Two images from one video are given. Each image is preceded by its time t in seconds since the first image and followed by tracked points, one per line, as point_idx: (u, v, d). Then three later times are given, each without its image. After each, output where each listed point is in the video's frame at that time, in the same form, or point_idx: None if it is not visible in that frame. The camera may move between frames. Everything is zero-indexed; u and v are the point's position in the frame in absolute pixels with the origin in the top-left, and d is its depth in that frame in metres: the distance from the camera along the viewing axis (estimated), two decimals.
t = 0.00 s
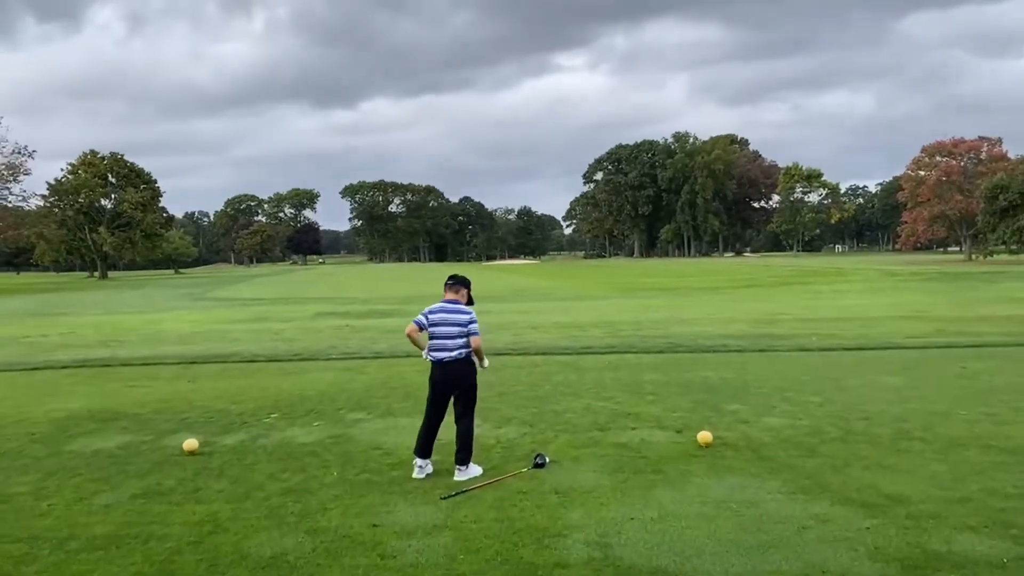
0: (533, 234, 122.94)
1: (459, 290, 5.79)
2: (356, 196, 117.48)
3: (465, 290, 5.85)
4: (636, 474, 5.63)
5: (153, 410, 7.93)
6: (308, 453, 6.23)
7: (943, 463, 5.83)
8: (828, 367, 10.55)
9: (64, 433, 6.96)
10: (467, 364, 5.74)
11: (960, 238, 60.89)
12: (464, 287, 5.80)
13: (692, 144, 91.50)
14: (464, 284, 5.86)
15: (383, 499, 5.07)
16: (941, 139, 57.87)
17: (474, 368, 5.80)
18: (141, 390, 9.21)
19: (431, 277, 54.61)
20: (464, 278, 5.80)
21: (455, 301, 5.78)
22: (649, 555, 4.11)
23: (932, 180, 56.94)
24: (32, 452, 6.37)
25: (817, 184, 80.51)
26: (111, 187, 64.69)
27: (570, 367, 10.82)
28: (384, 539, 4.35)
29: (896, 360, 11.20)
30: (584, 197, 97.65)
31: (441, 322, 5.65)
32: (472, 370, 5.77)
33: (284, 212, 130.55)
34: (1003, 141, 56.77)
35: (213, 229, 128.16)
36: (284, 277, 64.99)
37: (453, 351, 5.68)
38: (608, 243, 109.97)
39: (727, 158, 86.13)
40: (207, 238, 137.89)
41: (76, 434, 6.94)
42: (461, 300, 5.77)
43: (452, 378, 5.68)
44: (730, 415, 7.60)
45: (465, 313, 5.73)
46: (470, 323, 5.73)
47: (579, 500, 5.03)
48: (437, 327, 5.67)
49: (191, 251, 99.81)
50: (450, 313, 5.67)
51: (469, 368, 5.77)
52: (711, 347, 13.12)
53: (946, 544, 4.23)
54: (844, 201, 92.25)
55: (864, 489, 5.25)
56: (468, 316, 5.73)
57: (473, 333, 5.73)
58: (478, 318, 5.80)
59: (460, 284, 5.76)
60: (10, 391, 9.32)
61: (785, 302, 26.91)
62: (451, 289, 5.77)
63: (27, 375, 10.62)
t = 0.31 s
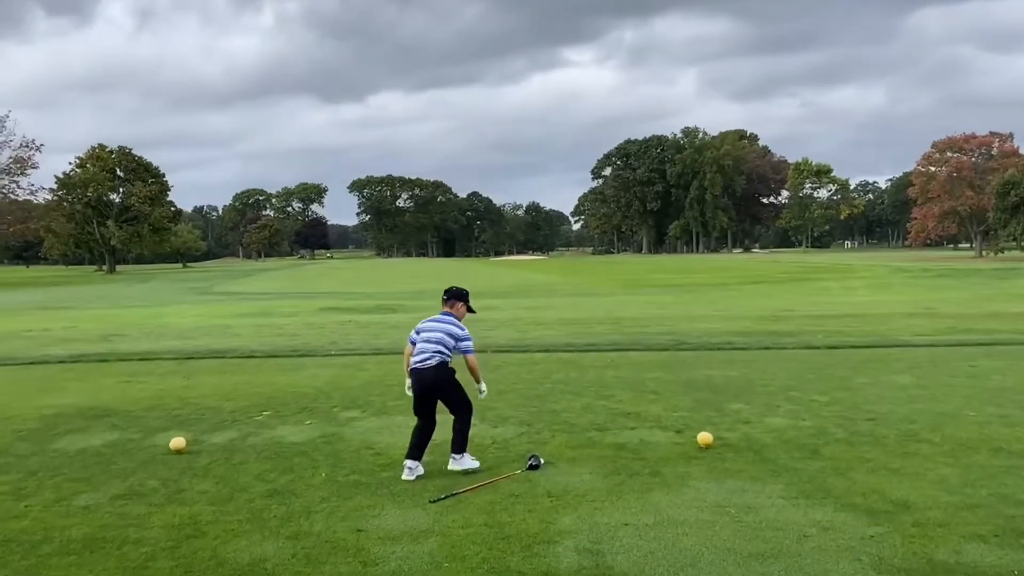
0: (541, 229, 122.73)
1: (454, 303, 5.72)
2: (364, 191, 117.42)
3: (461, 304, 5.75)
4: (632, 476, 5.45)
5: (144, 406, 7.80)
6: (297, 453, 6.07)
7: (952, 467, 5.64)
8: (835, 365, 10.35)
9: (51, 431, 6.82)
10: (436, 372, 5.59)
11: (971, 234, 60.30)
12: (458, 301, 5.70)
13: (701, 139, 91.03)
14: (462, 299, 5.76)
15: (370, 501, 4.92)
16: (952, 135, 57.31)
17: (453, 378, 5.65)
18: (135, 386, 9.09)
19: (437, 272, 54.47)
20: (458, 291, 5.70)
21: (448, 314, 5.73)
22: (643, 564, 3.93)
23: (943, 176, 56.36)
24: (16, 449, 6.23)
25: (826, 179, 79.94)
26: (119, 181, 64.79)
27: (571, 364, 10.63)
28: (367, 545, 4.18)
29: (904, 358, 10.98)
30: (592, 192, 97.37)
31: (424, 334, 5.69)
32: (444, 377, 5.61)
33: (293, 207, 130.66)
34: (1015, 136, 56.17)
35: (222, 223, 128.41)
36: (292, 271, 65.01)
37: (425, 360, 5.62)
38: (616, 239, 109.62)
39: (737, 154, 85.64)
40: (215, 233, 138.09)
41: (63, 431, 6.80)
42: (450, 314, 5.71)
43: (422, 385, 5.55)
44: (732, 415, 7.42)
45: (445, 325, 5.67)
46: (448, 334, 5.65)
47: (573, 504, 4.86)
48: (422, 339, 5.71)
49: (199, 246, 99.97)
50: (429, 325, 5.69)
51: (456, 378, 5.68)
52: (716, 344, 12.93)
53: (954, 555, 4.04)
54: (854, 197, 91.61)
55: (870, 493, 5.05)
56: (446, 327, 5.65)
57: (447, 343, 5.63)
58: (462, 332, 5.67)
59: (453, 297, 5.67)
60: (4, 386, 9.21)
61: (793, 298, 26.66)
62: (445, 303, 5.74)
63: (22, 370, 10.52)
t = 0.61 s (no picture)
0: (550, 225, 122.48)
1: (455, 341, 5.81)
2: (373, 187, 117.54)
3: (464, 343, 5.82)
4: (621, 476, 5.34)
5: (135, 402, 7.73)
6: (283, 449, 5.99)
7: (949, 468, 5.50)
8: (836, 363, 10.21)
9: (40, 425, 6.76)
10: (430, 396, 5.58)
11: (982, 231, 59.75)
12: (459, 339, 5.79)
13: (710, 135, 90.62)
14: (466, 338, 5.84)
15: (351, 500, 4.83)
16: (964, 132, 56.78)
17: (447, 404, 5.62)
18: (129, 381, 9.04)
19: (444, 268, 54.41)
20: (460, 330, 5.80)
21: (447, 352, 5.80)
22: (623, 567, 3.83)
23: (954, 173, 55.88)
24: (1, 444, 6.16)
25: (837, 176, 79.36)
26: (128, 176, 65.00)
27: (569, 360, 10.53)
28: (343, 545, 4.09)
29: (908, 356, 10.81)
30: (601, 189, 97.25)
31: (418, 366, 5.76)
32: (439, 400, 5.58)
33: (302, 202, 130.95)
34: None
35: (232, 219, 128.76)
36: (300, 267, 65.12)
37: (418, 386, 5.63)
38: (625, 235, 109.38)
39: (746, 150, 85.21)
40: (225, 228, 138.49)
41: (51, 426, 6.74)
42: (449, 349, 5.79)
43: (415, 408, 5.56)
44: (729, 414, 7.29)
45: (441, 358, 5.74)
46: (443, 365, 5.70)
47: (557, 503, 4.76)
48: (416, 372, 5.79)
49: (209, 241, 100.24)
50: (425, 359, 5.80)
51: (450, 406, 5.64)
52: (717, 341, 12.79)
53: (946, 560, 3.91)
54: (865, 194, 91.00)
55: (863, 494, 4.93)
56: (442, 360, 5.73)
57: (441, 370, 5.68)
58: (459, 366, 5.73)
59: (453, 335, 5.77)
60: None
61: (799, 295, 26.47)
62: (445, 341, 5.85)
63: (18, 364, 10.49)
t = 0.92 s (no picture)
0: (562, 221, 122.12)
1: (448, 364, 5.80)
2: (385, 182, 117.75)
3: (458, 366, 5.83)
4: (610, 478, 5.23)
5: (126, 396, 7.68)
6: (268, 447, 5.90)
7: (946, 472, 5.36)
8: (839, 362, 10.05)
9: (27, 420, 6.72)
10: (436, 420, 5.47)
11: (998, 228, 59.09)
12: (453, 362, 5.80)
13: (724, 131, 90.07)
14: (457, 361, 5.87)
15: (330, 499, 4.73)
16: (980, 128, 56.04)
17: (451, 426, 5.53)
18: (124, 375, 9.00)
19: (456, 263, 54.35)
20: (450, 353, 5.82)
21: (442, 374, 5.78)
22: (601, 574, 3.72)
23: (970, 170, 55.32)
24: None
25: (851, 173, 78.61)
26: (142, 170, 65.31)
27: (568, 358, 10.41)
28: (315, 547, 3.99)
29: (913, 355, 10.63)
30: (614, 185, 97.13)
31: (417, 392, 5.65)
32: (445, 422, 5.50)
33: (315, 197, 131.35)
34: None
35: (246, 213, 129.36)
36: (312, 261, 65.23)
37: (422, 412, 5.51)
38: (638, 231, 109.03)
39: (761, 146, 84.66)
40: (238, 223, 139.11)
41: (37, 421, 6.68)
42: (445, 371, 5.76)
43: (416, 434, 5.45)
44: (725, 414, 7.16)
45: (440, 381, 5.68)
46: (444, 388, 5.63)
47: (540, 506, 4.64)
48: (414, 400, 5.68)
49: (222, 235, 100.63)
50: (422, 385, 5.69)
51: (453, 429, 5.56)
52: (720, 339, 12.64)
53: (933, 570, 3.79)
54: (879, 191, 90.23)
55: (856, 499, 4.79)
56: (442, 383, 5.66)
57: (444, 392, 5.61)
58: (458, 388, 5.70)
59: (445, 359, 5.78)
60: None
61: (809, 293, 26.25)
62: (438, 367, 5.81)
63: (17, 357, 10.49)
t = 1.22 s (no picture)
0: (576, 215, 121.63)
1: (449, 360, 5.64)
2: (399, 175, 117.86)
3: (459, 361, 5.67)
4: (604, 478, 5.09)
5: (121, 390, 7.61)
6: (258, 443, 5.80)
7: (953, 476, 5.18)
8: (847, 359, 9.86)
9: (19, 413, 6.66)
10: (434, 415, 5.31)
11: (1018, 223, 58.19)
12: (454, 358, 5.64)
13: (740, 124, 89.27)
14: (459, 357, 5.70)
15: (315, 499, 4.62)
16: (1000, 123, 55.17)
17: (450, 423, 5.38)
18: (122, 367, 8.94)
19: (468, 257, 54.16)
20: (453, 349, 5.67)
21: (442, 370, 5.61)
22: None
23: (989, 165, 54.57)
24: None
25: (868, 167, 77.68)
26: (156, 162, 65.50)
27: (572, 354, 10.26)
28: (294, 549, 3.88)
29: (925, 353, 10.39)
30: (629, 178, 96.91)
31: (417, 384, 5.46)
32: (443, 418, 5.34)
33: (330, 190, 131.62)
34: None
35: (261, 205, 129.84)
36: (325, 254, 65.31)
37: (421, 406, 5.32)
38: (652, 225, 108.54)
39: (777, 140, 83.91)
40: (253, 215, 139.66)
41: (28, 414, 6.61)
42: (446, 366, 5.59)
43: (414, 429, 5.27)
44: (728, 412, 7.00)
45: (442, 375, 5.50)
46: (444, 382, 5.46)
47: (530, 507, 4.51)
48: (413, 393, 5.49)
49: (236, 228, 100.97)
50: (422, 378, 5.51)
51: (451, 426, 5.40)
52: (729, 335, 12.45)
53: None
54: (898, 186, 89.18)
55: (856, 504, 4.62)
56: (442, 378, 5.48)
57: (444, 387, 5.43)
58: (458, 382, 5.53)
59: (446, 354, 5.62)
60: None
61: (824, 288, 25.90)
62: (439, 360, 5.64)
63: (18, 349, 10.47)
